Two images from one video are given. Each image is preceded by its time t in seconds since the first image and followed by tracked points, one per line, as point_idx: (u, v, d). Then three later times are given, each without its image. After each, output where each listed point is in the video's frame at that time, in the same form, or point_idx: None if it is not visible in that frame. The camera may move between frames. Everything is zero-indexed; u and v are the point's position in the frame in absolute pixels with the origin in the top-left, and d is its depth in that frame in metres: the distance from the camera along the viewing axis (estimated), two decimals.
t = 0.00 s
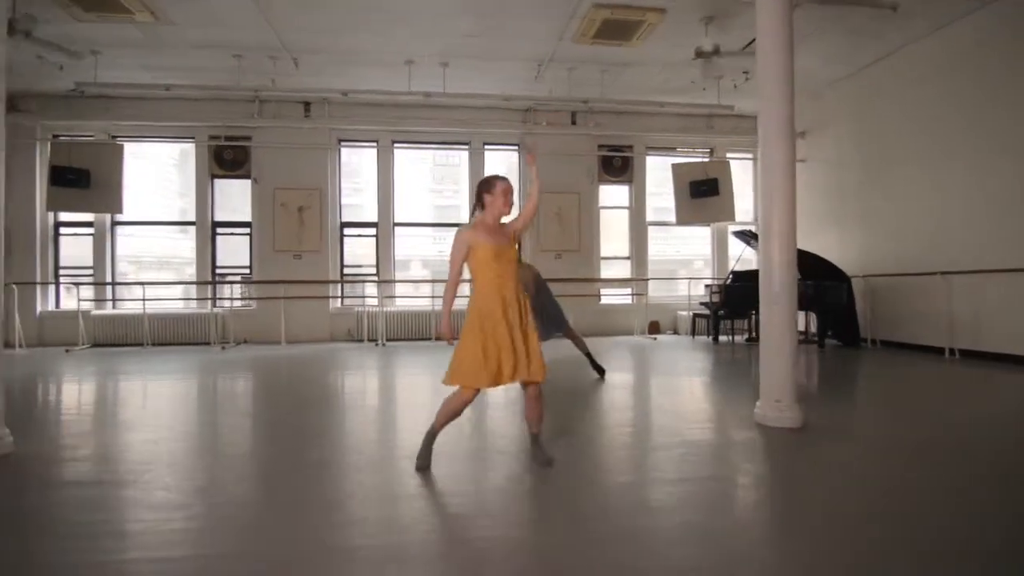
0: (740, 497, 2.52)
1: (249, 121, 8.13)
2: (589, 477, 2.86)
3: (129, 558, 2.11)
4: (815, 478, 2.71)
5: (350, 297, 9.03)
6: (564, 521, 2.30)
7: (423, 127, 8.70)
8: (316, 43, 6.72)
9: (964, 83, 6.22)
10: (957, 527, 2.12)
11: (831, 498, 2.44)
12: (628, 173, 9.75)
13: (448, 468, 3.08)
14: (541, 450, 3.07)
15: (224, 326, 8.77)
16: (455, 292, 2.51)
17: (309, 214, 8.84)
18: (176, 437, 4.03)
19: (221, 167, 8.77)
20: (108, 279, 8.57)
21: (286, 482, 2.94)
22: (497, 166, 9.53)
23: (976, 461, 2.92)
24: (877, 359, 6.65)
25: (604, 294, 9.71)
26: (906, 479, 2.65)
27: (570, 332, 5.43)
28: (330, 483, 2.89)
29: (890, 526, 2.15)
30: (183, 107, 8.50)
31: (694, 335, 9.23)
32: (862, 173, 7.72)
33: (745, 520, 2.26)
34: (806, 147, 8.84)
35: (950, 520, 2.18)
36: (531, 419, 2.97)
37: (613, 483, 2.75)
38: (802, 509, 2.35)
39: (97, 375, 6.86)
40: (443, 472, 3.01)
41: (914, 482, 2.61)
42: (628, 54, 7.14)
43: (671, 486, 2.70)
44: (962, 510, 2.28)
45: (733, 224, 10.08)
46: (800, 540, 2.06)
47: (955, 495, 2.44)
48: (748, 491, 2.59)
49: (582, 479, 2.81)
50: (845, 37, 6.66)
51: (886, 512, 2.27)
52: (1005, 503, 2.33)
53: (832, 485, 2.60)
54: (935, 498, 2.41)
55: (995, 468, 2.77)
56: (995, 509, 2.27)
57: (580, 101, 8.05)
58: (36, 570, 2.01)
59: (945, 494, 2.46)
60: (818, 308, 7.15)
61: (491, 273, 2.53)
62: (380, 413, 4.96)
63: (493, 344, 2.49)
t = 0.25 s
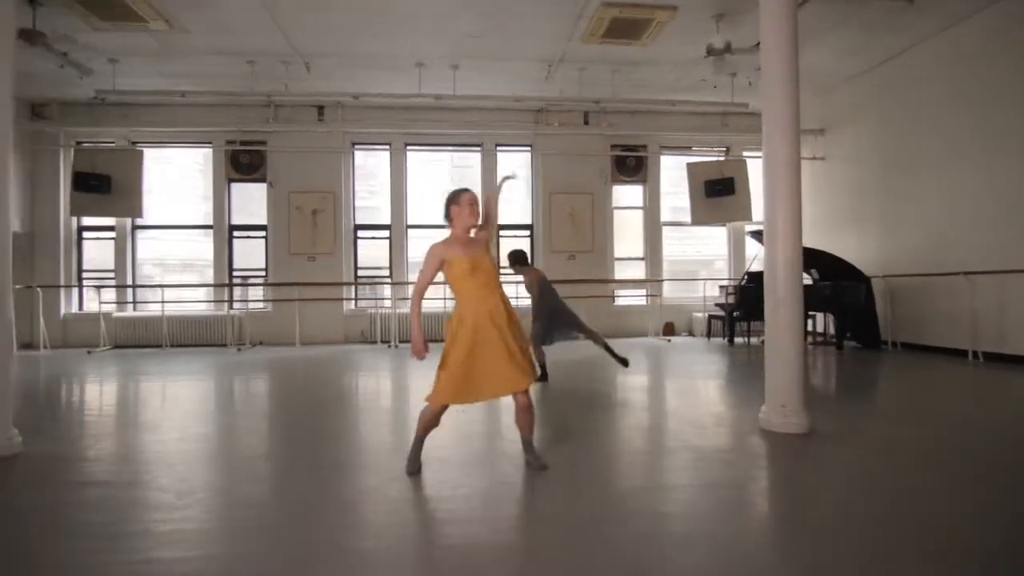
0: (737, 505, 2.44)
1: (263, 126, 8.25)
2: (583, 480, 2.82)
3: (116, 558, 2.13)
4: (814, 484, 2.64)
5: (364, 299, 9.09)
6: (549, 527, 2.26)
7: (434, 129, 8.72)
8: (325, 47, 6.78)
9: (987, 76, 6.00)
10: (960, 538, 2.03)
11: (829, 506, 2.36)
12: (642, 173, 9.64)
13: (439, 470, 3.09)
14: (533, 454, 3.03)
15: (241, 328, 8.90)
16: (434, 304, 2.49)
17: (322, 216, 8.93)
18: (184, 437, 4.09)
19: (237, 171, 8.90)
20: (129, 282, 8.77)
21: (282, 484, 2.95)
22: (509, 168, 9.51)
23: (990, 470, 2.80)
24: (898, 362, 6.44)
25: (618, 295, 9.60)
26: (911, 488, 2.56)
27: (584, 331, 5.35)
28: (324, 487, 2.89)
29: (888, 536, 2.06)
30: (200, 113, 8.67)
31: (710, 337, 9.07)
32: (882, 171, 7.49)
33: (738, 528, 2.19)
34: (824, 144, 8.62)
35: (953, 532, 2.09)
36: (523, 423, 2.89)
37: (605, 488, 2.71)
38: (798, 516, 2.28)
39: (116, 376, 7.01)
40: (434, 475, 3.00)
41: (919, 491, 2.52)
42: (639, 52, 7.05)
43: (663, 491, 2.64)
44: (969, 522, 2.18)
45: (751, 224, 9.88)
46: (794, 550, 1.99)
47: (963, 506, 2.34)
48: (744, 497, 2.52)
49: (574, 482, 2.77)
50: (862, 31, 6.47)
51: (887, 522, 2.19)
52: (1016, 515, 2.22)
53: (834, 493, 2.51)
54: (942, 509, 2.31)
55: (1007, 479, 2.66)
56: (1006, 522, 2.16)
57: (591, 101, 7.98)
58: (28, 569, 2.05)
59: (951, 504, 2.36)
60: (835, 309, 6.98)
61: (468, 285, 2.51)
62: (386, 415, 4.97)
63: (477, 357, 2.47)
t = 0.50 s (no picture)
0: (735, 515, 2.37)
1: (277, 129, 8.35)
2: (578, 486, 2.77)
3: (108, 559, 2.14)
4: (817, 498, 2.55)
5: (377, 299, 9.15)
6: (539, 537, 2.22)
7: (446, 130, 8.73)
8: (336, 50, 6.82)
9: (1011, 69, 5.78)
10: (966, 563, 1.94)
11: (830, 523, 2.28)
12: (656, 171, 9.52)
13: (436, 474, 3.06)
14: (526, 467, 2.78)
15: (257, 328, 9.03)
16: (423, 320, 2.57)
17: (336, 218, 9.00)
18: (191, 437, 4.14)
19: (253, 173, 9.04)
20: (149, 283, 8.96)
21: (280, 486, 2.96)
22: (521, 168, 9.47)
23: (1006, 485, 2.68)
24: (918, 365, 6.24)
25: (631, 296, 9.50)
26: (919, 505, 2.46)
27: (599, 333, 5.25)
28: (321, 489, 2.90)
29: (888, 560, 1.98)
30: (216, 116, 8.81)
31: (725, 338, 8.92)
32: (902, 168, 7.27)
33: (732, 544, 2.13)
34: (844, 141, 8.41)
35: (958, 557, 2.00)
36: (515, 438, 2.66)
37: (600, 495, 2.66)
38: (796, 533, 2.20)
39: (135, 376, 7.16)
40: (430, 479, 2.98)
41: (926, 508, 2.42)
42: (650, 50, 6.95)
43: (660, 499, 2.58)
44: (975, 544, 2.09)
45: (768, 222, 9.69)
46: (788, 569, 1.92)
47: (972, 526, 2.24)
48: (743, 509, 2.45)
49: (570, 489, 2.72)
50: (880, 24, 6.28)
51: (889, 543, 2.11)
52: None
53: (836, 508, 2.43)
54: (949, 530, 2.22)
55: None
56: (1016, 546, 2.06)
57: (602, 99, 7.90)
58: (24, 568, 2.09)
59: (961, 524, 2.26)
60: (853, 310, 6.81)
61: (456, 298, 2.49)
62: (393, 416, 4.98)
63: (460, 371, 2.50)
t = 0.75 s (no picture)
0: (725, 518, 2.33)
1: (279, 129, 8.37)
2: (568, 486, 2.74)
3: (88, 559, 2.13)
4: (809, 499, 2.51)
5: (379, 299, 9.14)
6: (524, 539, 2.19)
7: (447, 130, 8.71)
8: (335, 50, 6.82)
9: (1016, 66, 5.68)
10: (959, 567, 1.89)
11: (820, 525, 2.24)
12: (659, 171, 9.46)
13: (426, 474, 3.04)
14: (511, 478, 2.62)
15: (260, 327, 9.06)
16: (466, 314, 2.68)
17: (338, 217, 9.01)
18: (186, 436, 4.14)
19: (256, 173, 9.06)
20: (153, 283, 9.01)
21: (268, 486, 2.95)
22: (524, 167, 9.44)
23: (1006, 487, 2.62)
24: (923, 365, 6.15)
25: (634, 296, 9.44)
26: (914, 506, 2.41)
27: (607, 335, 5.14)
28: (310, 488, 2.89)
29: (877, 563, 1.94)
30: (219, 116, 8.84)
31: (729, 339, 8.84)
32: (908, 166, 7.18)
33: (719, 547, 2.08)
34: (849, 139, 8.31)
35: (949, 559, 1.95)
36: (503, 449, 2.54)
37: (589, 495, 2.62)
38: (784, 536, 2.16)
39: (138, 374, 7.21)
40: (421, 480, 2.96)
41: (921, 510, 2.37)
42: (652, 47, 6.89)
43: (650, 500, 2.54)
44: (970, 547, 2.04)
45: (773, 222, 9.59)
46: (774, 573, 1.88)
47: (968, 529, 2.19)
48: (733, 511, 2.40)
49: (558, 490, 2.69)
50: (884, 21, 6.19)
51: (880, 545, 2.06)
52: None
53: (828, 510, 2.38)
54: (943, 532, 2.17)
55: None
56: (1011, 550, 2.00)
57: (603, 98, 7.85)
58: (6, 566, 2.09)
59: (956, 526, 2.21)
60: (856, 310, 6.74)
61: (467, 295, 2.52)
62: (390, 416, 4.97)
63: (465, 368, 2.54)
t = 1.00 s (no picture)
0: (711, 519, 2.29)
1: (276, 128, 8.35)
2: (553, 487, 2.70)
3: (63, 559, 2.10)
4: (797, 501, 2.47)
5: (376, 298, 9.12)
6: (503, 541, 2.16)
7: (444, 129, 8.69)
8: (331, 48, 6.80)
9: (1015, 64, 5.62)
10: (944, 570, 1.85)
11: (806, 527, 2.20)
12: (657, 170, 9.41)
13: (412, 475, 3.01)
14: (490, 480, 2.58)
15: (256, 327, 9.04)
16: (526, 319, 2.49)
17: (335, 216, 8.99)
18: (175, 435, 4.11)
19: (252, 172, 9.04)
20: (149, 282, 9.01)
21: (252, 486, 2.91)
22: (521, 166, 9.41)
23: (997, 489, 2.58)
24: (921, 366, 6.10)
25: (632, 296, 9.40)
26: (903, 508, 2.37)
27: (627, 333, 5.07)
28: (294, 487, 2.87)
29: (861, 565, 1.90)
30: (216, 115, 8.83)
31: (726, 339, 8.79)
32: (907, 165, 7.12)
33: (701, 549, 2.05)
34: (848, 138, 8.25)
35: (934, 562, 1.91)
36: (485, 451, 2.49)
37: (574, 497, 2.59)
38: (769, 538, 2.12)
39: (131, 373, 7.19)
40: (406, 480, 2.93)
41: (910, 511, 2.33)
42: (648, 45, 6.85)
43: (636, 502, 2.51)
44: (956, 550, 2.00)
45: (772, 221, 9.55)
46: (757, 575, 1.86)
47: (955, 532, 2.15)
48: (718, 513, 2.37)
49: (545, 490, 2.66)
50: (883, 19, 6.14)
51: (866, 548, 2.02)
52: (1012, 545, 2.02)
53: (815, 512, 2.35)
54: (931, 534, 2.13)
55: (1016, 501, 2.43)
56: (998, 553, 1.97)
57: (601, 97, 7.81)
58: None
59: (944, 528, 2.17)
60: (854, 310, 6.69)
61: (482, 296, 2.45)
62: (382, 415, 4.95)
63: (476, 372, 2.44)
